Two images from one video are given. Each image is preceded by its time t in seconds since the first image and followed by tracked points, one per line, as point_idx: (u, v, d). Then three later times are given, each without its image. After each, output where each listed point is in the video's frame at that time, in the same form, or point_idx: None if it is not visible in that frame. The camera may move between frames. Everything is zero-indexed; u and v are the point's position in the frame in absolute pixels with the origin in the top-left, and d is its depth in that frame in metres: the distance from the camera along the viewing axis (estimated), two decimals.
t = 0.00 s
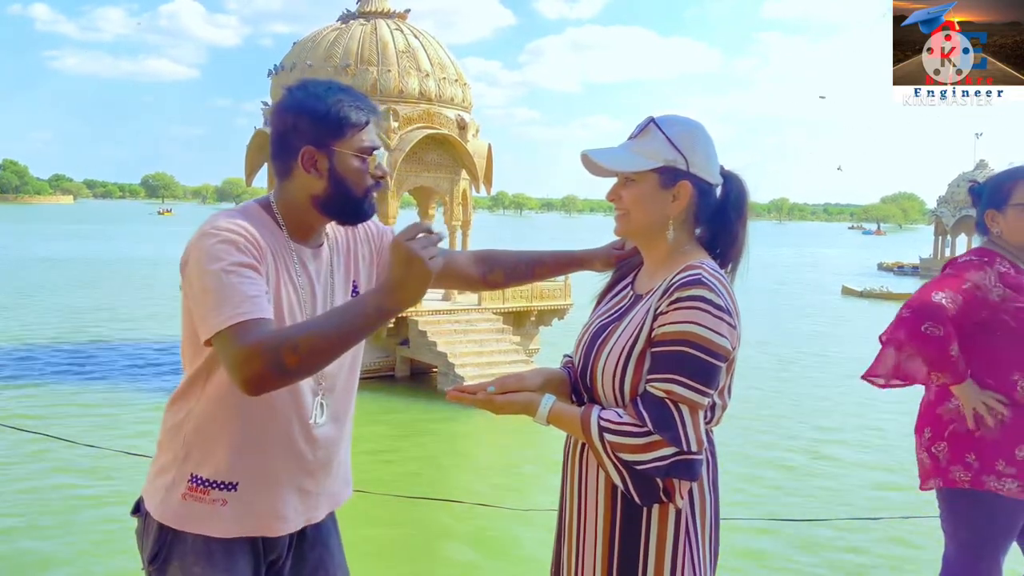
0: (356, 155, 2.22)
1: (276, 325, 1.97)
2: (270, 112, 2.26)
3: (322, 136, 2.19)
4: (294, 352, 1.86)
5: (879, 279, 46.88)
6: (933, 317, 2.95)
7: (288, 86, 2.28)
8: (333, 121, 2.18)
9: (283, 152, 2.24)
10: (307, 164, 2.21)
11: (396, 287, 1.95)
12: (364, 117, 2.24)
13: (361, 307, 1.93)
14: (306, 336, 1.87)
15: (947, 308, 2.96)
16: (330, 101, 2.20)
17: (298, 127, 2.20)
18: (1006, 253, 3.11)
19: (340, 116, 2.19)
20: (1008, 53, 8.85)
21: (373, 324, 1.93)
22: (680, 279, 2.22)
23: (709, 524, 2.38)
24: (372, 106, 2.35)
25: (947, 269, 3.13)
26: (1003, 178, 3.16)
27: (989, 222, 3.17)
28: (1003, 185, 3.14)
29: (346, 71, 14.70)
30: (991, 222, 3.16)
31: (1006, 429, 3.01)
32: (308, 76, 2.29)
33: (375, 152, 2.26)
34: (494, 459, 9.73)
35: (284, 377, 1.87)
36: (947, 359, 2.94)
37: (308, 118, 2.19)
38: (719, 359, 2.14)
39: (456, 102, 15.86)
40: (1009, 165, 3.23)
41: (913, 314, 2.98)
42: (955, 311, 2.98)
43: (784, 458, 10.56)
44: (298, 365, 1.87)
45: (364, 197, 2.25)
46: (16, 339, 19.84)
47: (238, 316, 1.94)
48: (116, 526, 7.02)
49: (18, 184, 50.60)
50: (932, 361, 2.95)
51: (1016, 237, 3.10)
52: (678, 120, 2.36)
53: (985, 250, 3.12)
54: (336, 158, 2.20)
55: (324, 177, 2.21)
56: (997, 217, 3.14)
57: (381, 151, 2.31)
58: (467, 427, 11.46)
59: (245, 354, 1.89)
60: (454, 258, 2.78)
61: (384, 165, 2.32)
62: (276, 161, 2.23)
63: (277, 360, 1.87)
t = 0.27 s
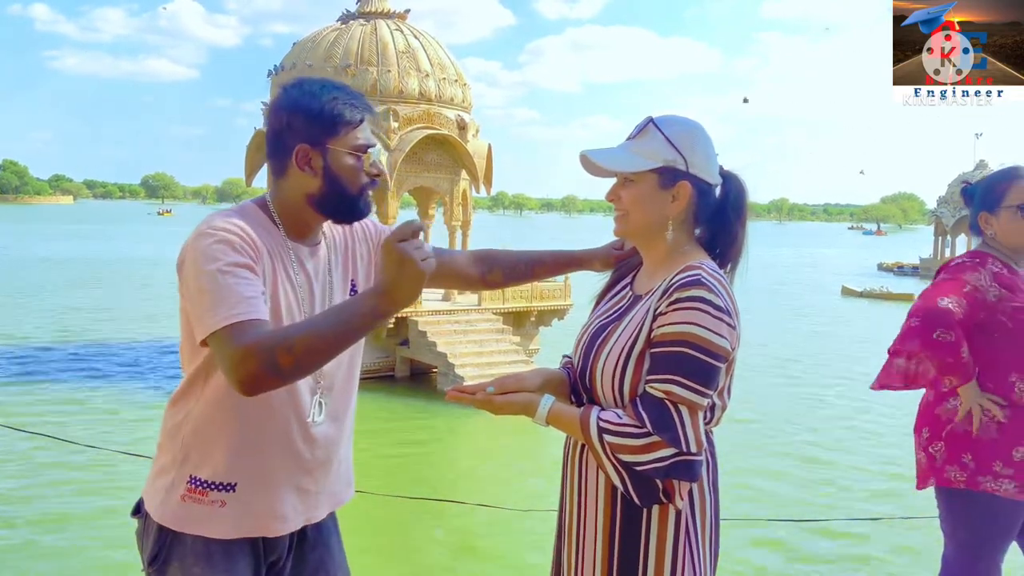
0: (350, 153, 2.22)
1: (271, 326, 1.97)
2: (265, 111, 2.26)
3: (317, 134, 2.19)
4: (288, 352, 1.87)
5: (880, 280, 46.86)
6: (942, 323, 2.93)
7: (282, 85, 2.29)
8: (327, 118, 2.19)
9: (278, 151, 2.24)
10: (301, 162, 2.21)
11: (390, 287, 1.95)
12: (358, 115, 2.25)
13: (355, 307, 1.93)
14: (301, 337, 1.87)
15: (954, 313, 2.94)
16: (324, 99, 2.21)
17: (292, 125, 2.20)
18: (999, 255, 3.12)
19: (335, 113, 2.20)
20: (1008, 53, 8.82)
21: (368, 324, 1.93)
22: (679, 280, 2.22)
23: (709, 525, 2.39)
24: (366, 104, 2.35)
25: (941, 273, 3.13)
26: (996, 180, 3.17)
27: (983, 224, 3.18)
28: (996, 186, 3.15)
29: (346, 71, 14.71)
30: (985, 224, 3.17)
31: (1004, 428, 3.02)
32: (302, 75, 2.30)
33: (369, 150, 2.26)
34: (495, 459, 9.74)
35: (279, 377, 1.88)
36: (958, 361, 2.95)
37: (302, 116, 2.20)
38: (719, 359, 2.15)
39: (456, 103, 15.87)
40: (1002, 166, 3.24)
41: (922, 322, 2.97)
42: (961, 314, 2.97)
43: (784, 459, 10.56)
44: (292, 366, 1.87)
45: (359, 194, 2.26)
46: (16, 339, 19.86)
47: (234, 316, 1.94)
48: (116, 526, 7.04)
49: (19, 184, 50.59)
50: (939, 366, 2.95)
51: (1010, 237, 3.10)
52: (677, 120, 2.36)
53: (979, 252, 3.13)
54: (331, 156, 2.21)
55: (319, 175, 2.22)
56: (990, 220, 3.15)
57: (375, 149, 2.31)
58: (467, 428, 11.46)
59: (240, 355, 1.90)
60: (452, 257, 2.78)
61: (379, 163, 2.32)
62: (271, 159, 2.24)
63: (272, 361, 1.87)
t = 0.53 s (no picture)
0: (344, 149, 2.22)
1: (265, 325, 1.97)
2: (258, 108, 2.26)
3: (311, 132, 2.19)
4: (280, 352, 1.87)
5: (879, 280, 46.87)
6: (954, 324, 2.93)
7: (276, 83, 2.29)
8: (320, 116, 2.19)
9: (272, 148, 2.24)
10: (296, 160, 2.21)
11: (382, 287, 1.94)
12: (351, 112, 2.25)
13: (348, 307, 1.93)
14: (293, 338, 1.87)
15: (964, 314, 2.93)
16: (318, 97, 2.22)
17: (287, 123, 2.21)
18: (998, 256, 3.13)
19: (328, 110, 2.20)
20: (1008, 52, 8.83)
21: (360, 324, 1.93)
22: (679, 280, 2.22)
23: (709, 526, 2.39)
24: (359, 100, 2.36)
25: (946, 275, 3.13)
26: (993, 181, 3.18)
27: (981, 226, 3.19)
28: (993, 188, 3.16)
29: (345, 72, 14.70)
30: (983, 225, 3.19)
31: (1004, 428, 3.02)
32: (296, 72, 2.30)
33: (362, 147, 2.27)
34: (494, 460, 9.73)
35: (272, 377, 1.88)
36: (966, 361, 2.93)
37: (297, 113, 2.20)
38: (719, 360, 2.15)
39: (455, 103, 15.87)
40: (999, 167, 3.25)
41: (934, 323, 2.96)
42: (971, 316, 2.95)
43: (784, 460, 10.54)
44: (283, 366, 1.87)
45: (354, 192, 2.26)
46: (16, 339, 19.86)
47: (227, 316, 1.94)
48: (115, 526, 7.04)
49: (19, 185, 50.55)
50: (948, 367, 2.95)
51: (1008, 239, 3.11)
52: (677, 119, 2.36)
53: (978, 254, 3.14)
54: (325, 153, 2.21)
55: (313, 173, 2.22)
56: (987, 221, 3.17)
57: (369, 146, 2.31)
58: (466, 428, 11.45)
59: (233, 356, 1.89)
60: (450, 257, 2.81)
61: (373, 160, 2.33)
62: (265, 158, 2.24)
63: (265, 361, 1.87)
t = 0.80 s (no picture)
0: (341, 149, 2.22)
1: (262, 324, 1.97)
2: (255, 109, 2.27)
3: (307, 132, 2.20)
4: (277, 351, 1.87)
5: (879, 281, 46.87)
6: (956, 326, 2.92)
7: (273, 83, 2.29)
8: (316, 115, 2.19)
9: (269, 148, 2.25)
10: (292, 159, 2.21)
11: (379, 285, 1.94)
12: (347, 111, 2.25)
13: (345, 306, 1.93)
14: (290, 336, 1.87)
15: (966, 315, 2.93)
16: (314, 96, 2.22)
17: (283, 123, 2.21)
18: (998, 257, 3.13)
19: (324, 110, 2.20)
20: (1008, 53, 8.83)
21: (357, 323, 1.93)
22: (679, 282, 2.22)
23: (709, 526, 2.39)
24: (355, 99, 2.35)
25: (947, 277, 3.13)
26: (992, 182, 3.19)
27: (981, 227, 3.19)
28: (992, 189, 3.17)
29: (345, 72, 14.70)
30: (982, 227, 3.19)
31: (1005, 429, 3.02)
32: (292, 72, 2.30)
33: (359, 146, 2.26)
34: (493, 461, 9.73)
35: (269, 376, 1.88)
36: (968, 362, 2.93)
37: (293, 113, 2.20)
38: (719, 361, 2.15)
39: (455, 103, 15.87)
40: (999, 168, 3.25)
41: (937, 324, 2.96)
42: (973, 317, 2.95)
43: (784, 460, 10.54)
44: (280, 365, 1.87)
45: (351, 191, 2.26)
46: (17, 339, 19.87)
47: (225, 315, 1.94)
48: (115, 526, 7.05)
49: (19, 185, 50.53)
50: (950, 368, 2.94)
51: (1008, 240, 3.11)
52: (677, 120, 2.36)
53: (978, 256, 3.14)
54: (321, 152, 2.21)
55: (310, 172, 2.22)
56: (987, 222, 3.16)
57: (366, 145, 2.31)
58: (466, 428, 11.45)
59: (230, 355, 1.89)
60: (450, 257, 2.82)
61: (370, 159, 2.32)
62: (262, 158, 2.24)
63: (262, 360, 1.87)
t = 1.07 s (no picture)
0: (341, 149, 2.22)
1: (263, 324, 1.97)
2: (256, 109, 2.27)
3: (307, 132, 2.20)
4: (277, 351, 1.87)
5: (879, 282, 46.90)
6: (956, 327, 2.93)
7: (273, 83, 2.30)
8: (316, 115, 2.19)
9: (269, 149, 2.25)
10: (292, 160, 2.22)
11: (379, 286, 1.94)
12: (348, 112, 2.25)
13: (345, 306, 1.93)
14: (290, 337, 1.87)
15: (967, 316, 2.93)
16: (314, 97, 2.22)
17: (283, 123, 2.21)
18: (998, 259, 3.12)
19: (325, 110, 2.20)
20: (1008, 53, 8.81)
21: (357, 322, 1.93)
22: (680, 283, 2.22)
23: (710, 527, 2.39)
24: (356, 100, 2.35)
25: (948, 278, 3.13)
26: (990, 184, 3.19)
27: (980, 228, 3.19)
28: (991, 191, 3.17)
29: (345, 73, 14.71)
30: (982, 228, 3.18)
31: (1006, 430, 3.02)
32: (293, 72, 2.31)
33: (359, 147, 2.26)
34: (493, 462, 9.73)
35: (269, 376, 1.88)
36: (969, 364, 2.93)
37: (292, 114, 2.21)
38: (719, 362, 2.15)
39: (455, 104, 15.87)
40: (997, 170, 3.25)
41: (937, 326, 2.96)
42: (974, 319, 2.95)
43: (784, 462, 10.54)
44: (280, 365, 1.87)
45: (351, 192, 2.26)
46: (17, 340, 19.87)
47: (225, 315, 1.94)
48: (117, 526, 7.05)
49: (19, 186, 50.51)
50: (950, 369, 2.94)
51: (1008, 241, 3.11)
52: (678, 121, 2.36)
53: (979, 258, 3.13)
54: (321, 152, 2.21)
55: (310, 173, 2.22)
56: (986, 224, 3.16)
57: (366, 146, 2.31)
58: (466, 429, 11.45)
59: (230, 355, 1.90)
60: (450, 258, 2.82)
61: (370, 160, 2.32)
62: (263, 158, 2.24)
63: (262, 360, 1.87)
